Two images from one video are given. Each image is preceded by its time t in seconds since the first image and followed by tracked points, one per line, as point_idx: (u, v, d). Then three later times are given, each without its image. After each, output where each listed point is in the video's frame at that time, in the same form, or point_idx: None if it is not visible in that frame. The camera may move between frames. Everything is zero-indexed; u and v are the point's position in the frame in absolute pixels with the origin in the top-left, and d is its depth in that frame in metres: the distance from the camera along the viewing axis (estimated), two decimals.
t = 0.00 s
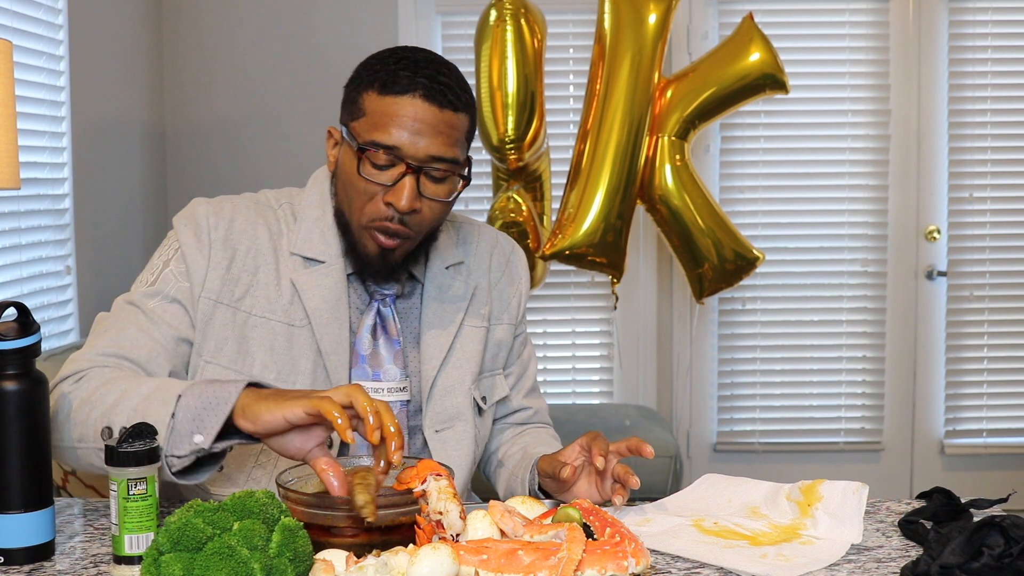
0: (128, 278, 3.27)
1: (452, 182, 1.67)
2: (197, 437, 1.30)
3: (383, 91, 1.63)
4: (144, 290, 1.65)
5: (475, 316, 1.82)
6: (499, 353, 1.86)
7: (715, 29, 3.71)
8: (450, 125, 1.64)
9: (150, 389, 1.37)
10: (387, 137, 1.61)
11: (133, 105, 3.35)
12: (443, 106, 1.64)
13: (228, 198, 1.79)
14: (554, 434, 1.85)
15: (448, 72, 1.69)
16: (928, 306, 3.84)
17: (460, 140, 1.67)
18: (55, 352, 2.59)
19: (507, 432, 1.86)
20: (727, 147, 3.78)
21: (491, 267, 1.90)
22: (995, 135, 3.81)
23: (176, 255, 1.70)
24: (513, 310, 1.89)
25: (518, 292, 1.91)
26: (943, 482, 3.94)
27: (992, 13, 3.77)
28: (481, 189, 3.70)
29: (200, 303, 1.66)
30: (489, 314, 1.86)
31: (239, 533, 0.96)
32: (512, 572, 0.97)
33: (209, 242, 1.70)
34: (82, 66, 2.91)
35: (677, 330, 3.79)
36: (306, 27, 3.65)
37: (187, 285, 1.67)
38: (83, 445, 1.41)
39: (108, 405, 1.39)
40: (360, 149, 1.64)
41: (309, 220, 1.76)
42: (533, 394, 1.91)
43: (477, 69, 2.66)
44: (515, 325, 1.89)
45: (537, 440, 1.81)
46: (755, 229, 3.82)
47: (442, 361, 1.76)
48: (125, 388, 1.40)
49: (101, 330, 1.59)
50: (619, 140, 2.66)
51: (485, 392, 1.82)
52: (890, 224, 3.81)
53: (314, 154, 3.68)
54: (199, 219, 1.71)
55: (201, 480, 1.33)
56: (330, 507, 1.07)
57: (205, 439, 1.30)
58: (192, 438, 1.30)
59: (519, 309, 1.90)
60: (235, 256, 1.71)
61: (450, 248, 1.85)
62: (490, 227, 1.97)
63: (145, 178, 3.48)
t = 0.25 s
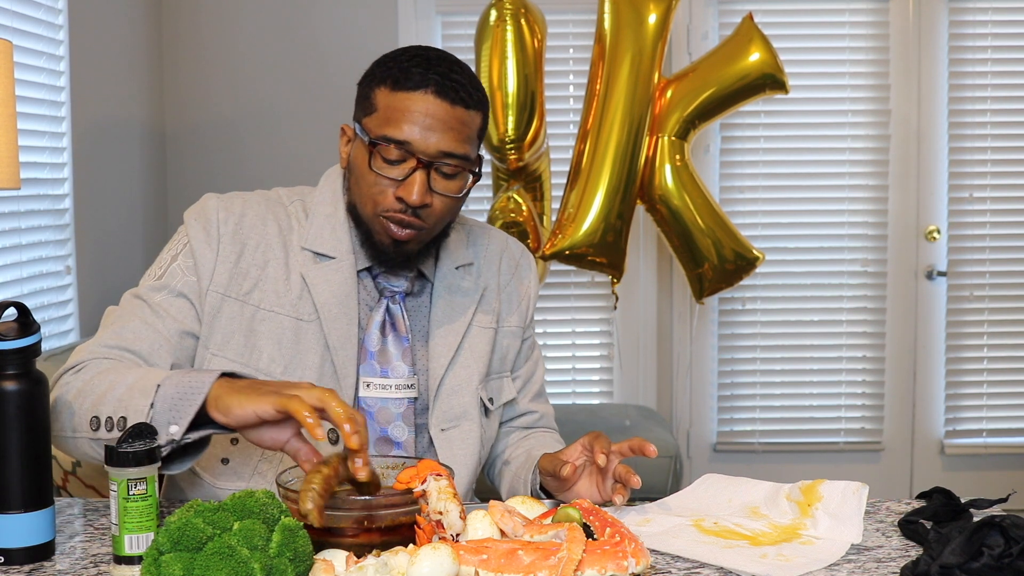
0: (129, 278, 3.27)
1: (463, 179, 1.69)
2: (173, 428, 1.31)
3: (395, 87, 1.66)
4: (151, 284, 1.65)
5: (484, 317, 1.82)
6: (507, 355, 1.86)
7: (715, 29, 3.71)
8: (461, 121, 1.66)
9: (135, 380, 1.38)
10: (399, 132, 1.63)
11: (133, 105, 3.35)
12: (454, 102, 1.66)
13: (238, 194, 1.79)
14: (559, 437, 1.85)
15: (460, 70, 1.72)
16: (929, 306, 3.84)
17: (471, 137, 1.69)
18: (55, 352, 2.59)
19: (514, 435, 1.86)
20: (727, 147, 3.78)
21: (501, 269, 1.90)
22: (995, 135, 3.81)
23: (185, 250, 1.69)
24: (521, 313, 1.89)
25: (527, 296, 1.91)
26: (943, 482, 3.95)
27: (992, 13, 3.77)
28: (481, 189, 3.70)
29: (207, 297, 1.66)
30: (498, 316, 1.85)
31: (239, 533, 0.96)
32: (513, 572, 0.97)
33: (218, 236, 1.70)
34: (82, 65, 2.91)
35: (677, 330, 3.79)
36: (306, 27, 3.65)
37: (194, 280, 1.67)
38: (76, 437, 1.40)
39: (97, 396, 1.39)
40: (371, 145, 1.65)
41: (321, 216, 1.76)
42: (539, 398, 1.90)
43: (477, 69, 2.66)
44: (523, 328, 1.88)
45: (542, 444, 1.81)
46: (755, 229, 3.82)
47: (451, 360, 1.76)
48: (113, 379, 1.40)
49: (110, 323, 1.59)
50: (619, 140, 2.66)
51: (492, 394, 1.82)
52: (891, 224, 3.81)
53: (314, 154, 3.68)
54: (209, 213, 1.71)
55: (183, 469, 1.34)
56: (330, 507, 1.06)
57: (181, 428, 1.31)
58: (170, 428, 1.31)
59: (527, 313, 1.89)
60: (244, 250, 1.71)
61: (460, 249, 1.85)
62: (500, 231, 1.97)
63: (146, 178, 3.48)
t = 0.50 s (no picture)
0: (129, 278, 3.27)
1: (464, 169, 1.69)
2: (167, 419, 1.33)
3: (396, 78, 1.66)
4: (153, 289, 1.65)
5: (488, 318, 1.81)
6: (511, 357, 1.85)
7: (715, 29, 3.71)
8: (462, 111, 1.67)
9: (122, 378, 1.38)
10: (400, 122, 1.63)
11: (133, 105, 3.35)
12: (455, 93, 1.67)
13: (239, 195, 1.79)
14: (560, 439, 1.85)
15: (460, 62, 1.73)
16: (929, 306, 3.84)
17: (472, 127, 1.70)
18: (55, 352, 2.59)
19: (516, 438, 1.86)
20: (727, 147, 3.78)
21: (505, 271, 1.90)
22: (995, 135, 3.81)
23: (188, 253, 1.69)
24: (525, 316, 1.88)
25: (531, 298, 1.90)
26: (943, 483, 3.95)
27: (992, 13, 3.77)
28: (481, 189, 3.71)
29: (210, 298, 1.66)
30: (502, 318, 1.85)
31: (239, 533, 0.96)
32: (513, 573, 0.97)
33: (219, 236, 1.70)
34: (82, 65, 2.91)
35: (677, 330, 3.79)
36: (306, 28, 3.65)
37: (197, 282, 1.67)
38: (82, 443, 1.40)
39: (93, 399, 1.38)
40: (372, 135, 1.66)
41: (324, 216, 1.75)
42: (542, 401, 1.90)
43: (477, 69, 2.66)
44: (528, 330, 1.88)
45: (543, 446, 1.81)
46: (755, 229, 3.82)
47: (455, 360, 1.75)
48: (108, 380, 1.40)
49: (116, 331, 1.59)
50: (619, 140, 2.66)
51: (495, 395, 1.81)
52: (890, 224, 3.81)
53: (314, 155, 3.68)
54: (211, 215, 1.71)
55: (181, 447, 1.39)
56: (330, 508, 1.07)
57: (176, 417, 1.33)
58: (164, 419, 1.33)
59: (531, 315, 1.89)
60: (246, 250, 1.71)
61: (465, 250, 1.85)
62: (505, 234, 1.97)
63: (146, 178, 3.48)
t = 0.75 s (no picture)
0: (129, 278, 3.27)
1: (455, 156, 1.69)
2: (186, 405, 1.34)
3: (381, 70, 1.68)
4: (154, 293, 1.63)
5: (487, 317, 1.81)
6: (510, 356, 1.85)
7: (715, 29, 3.71)
8: (449, 97, 1.68)
9: (122, 373, 1.38)
10: (387, 110, 1.64)
11: (133, 105, 3.35)
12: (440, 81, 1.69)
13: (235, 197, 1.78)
14: (559, 437, 1.86)
15: (446, 54, 1.75)
16: (928, 306, 3.84)
17: (460, 115, 1.71)
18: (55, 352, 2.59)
19: (516, 437, 1.86)
20: (727, 147, 3.78)
21: (504, 269, 1.90)
22: (995, 135, 3.81)
23: (187, 257, 1.68)
24: (525, 314, 1.88)
25: (531, 296, 1.90)
26: (943, 483, 3.95)
27: (992, 13, 3.77)
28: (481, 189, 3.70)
29: (210, 301, 1.66)
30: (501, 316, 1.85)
31: (239, 533, 0.96)
32: (513, 573, 0.97)
33: (218, 239, 1.69)
34: (82, 65, 2.91)
35: (677, 331, 3.79)
36: (306, 27, 3.65)
37: (198, 286, 1.66)
38: (88, 446, 1.40)
39: (97, 401, 1.38)
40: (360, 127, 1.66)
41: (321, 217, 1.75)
42: (542, 400, 1.90)
43: (477, 69, 2.66)
44: (527, 329, 1.88)
45: (543, 445, 1.81)
46: (755, 229, 3.82)
47: (455, 359, 1.75)
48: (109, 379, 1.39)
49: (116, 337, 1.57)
50: (619, 140, 2.66)
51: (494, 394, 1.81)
52: (890, 224, 3.81)
53: (314, 154, 3.68)
54: (208, 218, 1.71)
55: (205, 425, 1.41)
56: (330, 508, 1.07)
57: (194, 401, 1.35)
58: (182, 406, 1.35)
59: (531, 314, 1.89)
60: (244, 252, 1.70)
61: (464, 248, 1.86)
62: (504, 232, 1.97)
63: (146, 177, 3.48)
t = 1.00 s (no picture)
0: (129, 278, 3.27)
1: (445, 148, 1.69)
2: (211, 364, 1.30)
3: (370, 64, 1.69)
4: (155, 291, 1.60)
5: (483, 315, 1.81)
6: (506, 355, 1.85)
7: (715, 29, 3.71)
8: (437, 88, 1.69)
9: (134, 350, 1.35)
10: (376, 101, 1.65)
11: (133, 105, 3.35)
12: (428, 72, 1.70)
13: (230, 195, 1.78)
14: (557, 437, 1.86)
15: (433, 47, 1.76)
16: (928, 306, 3.84)
17: (449, 107, 1.71)
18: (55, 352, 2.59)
19: (513, 436, 1.86)
20: (727, 147, 3.78)
21: (499, 269, 1.91)
22: (995, 135, 3.81)
23: (186, 256, 1.67)
24: (521, 313, 1.88)
25: (528, 295, 1.91)
26: (943, 482, 3.95)
27: (992, 13, 3.77)
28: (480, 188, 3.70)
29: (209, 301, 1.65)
30: (496, 315, 1.85)
31: (239, 533, 0.96)
32: (513, 572, 0.97)
33: (214, 238, 1.70)
34: (82, 65, 2.91)
35: (677, 330, 3.79)
36: (306, 27, 3.65)
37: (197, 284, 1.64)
38: (104, 437, 1.39)
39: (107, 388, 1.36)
40: (349, 119, 1.66)
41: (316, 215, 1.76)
42: (538, 400, 1.90)
43: (478, 69, 2.66)
44: (523, 328, 1.88)
45: (540, 444, 1.81)
46: (755, 229, 3.82)
47: (450, 358, 1.75)
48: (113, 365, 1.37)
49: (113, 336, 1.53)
50: (619, 141, 2.66)
51: (490, 393, 1.81)
52: (890, 224, 3.81)
53: (314, 154, 3.68)
54: (205, 218, 1.71)
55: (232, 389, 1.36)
56: (330, 508, 1.07)
57: (217, 359, 1.30)
58: (207, 367, 1.31)
59: (527, 313, 1.89)
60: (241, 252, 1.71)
61: (459, 247, 1.86)
62: (500, 232, 1.98)
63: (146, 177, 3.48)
